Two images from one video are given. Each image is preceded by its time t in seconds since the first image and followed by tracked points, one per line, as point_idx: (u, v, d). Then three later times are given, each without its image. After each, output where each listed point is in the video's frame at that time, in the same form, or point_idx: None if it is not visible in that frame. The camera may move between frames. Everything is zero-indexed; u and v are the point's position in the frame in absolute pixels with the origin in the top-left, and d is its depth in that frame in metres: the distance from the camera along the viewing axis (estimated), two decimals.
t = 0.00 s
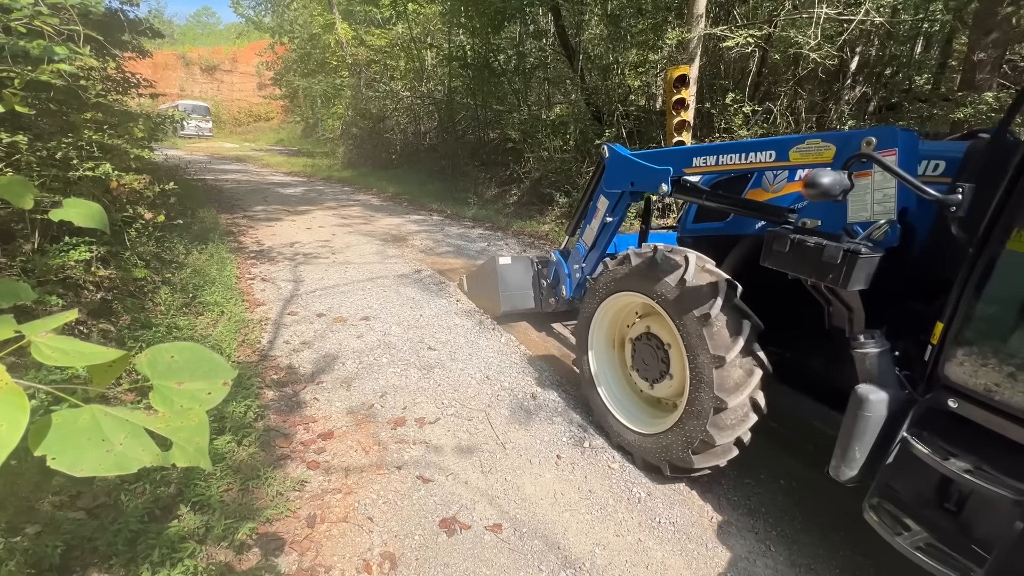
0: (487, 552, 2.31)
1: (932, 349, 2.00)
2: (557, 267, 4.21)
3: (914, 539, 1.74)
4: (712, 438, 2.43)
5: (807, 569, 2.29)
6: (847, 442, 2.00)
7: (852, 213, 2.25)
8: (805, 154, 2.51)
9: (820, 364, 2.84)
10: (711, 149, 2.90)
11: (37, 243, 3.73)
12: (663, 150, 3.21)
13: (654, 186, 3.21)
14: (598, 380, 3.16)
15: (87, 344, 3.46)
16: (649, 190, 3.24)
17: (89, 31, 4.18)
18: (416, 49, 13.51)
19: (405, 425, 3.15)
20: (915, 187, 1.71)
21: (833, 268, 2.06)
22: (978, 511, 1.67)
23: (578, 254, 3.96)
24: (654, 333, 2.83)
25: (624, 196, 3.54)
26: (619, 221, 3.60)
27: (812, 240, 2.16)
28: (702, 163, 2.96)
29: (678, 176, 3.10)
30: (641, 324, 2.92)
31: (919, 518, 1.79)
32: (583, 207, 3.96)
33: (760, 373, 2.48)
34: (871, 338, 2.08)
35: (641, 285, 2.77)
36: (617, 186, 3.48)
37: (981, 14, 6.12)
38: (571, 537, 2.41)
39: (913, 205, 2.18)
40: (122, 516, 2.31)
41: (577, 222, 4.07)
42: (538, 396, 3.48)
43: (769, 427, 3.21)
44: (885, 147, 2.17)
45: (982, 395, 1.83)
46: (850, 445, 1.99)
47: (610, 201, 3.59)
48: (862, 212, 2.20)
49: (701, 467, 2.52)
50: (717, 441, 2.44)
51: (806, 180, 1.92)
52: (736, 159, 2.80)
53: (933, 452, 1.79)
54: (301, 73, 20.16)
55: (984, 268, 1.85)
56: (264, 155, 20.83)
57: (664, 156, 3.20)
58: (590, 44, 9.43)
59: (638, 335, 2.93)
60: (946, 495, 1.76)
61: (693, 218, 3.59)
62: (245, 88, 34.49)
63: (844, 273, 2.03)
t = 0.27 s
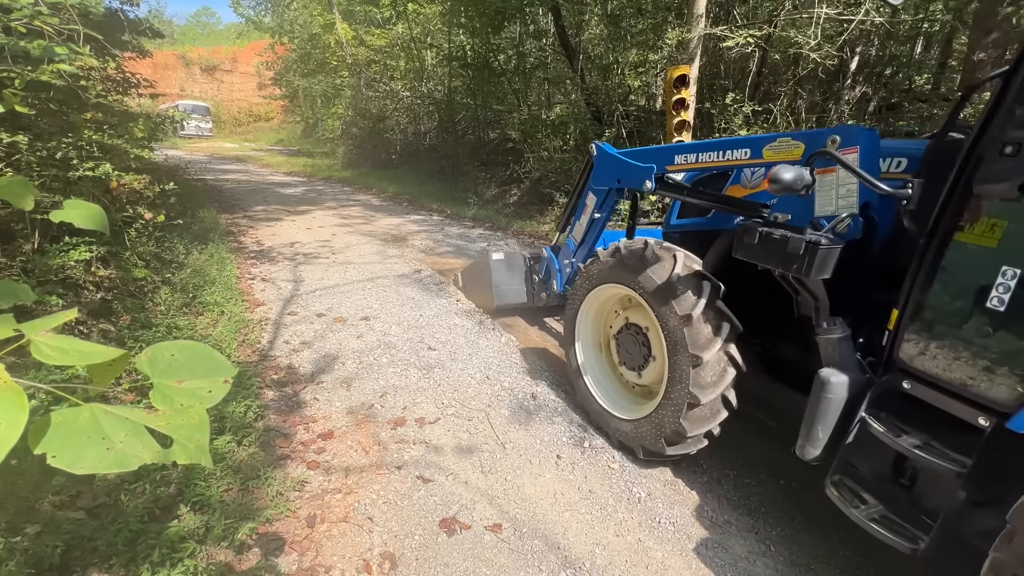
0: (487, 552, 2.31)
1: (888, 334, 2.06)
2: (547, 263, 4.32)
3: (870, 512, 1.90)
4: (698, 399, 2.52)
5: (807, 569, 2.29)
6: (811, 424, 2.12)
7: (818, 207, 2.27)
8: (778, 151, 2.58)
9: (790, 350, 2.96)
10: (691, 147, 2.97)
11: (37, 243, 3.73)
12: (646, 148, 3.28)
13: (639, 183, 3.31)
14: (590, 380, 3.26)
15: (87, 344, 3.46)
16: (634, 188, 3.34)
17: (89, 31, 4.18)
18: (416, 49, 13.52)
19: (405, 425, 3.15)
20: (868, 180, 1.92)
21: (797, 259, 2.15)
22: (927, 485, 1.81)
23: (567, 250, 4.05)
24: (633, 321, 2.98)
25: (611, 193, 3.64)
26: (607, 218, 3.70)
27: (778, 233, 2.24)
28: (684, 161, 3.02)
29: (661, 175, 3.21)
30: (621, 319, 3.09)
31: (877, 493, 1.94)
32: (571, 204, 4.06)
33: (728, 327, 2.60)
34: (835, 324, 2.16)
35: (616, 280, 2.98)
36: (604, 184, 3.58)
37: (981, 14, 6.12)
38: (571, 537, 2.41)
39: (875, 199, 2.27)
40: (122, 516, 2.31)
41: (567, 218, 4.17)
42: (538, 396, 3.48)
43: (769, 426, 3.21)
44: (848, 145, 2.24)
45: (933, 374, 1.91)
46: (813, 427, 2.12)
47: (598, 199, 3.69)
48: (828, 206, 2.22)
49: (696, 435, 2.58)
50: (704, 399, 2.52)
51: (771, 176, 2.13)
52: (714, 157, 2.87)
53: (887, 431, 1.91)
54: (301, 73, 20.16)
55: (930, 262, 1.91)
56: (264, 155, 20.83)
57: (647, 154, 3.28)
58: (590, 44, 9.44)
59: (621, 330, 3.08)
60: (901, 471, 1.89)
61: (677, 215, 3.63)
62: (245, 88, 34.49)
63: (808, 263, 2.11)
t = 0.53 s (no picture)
0: (487, 552, 2.31)
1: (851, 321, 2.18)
2: (539, 258, 4.48)
3: (831, 486, 2.04)
4: (678, 356, 2.64)
5: (807, 568, 2.30)
6: (779, 406, 2.27)
7: (789, 201, 2.52)
8: (752, 149, 2.80)
9: (766, 336, 3.10)
10: (676, 145, 3.20)
11: (37, 243, 3.73)
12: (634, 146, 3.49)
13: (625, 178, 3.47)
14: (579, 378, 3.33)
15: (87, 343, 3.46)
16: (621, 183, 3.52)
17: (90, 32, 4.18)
18: (416, 49, 13.53)
19: (405, 425, 3.15)
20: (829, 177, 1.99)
21: (765, 250, 2.30)
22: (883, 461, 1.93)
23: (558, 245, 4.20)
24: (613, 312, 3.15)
25: (599, 190, 3.79)
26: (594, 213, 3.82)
27: (749, 225, 2.42)
28: (668, 158, 3.25)
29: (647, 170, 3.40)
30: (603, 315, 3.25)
31: (839, 470, 2.07)
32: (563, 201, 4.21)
33: (694, 288, 2.80)
34: (802, 311, 2.33)
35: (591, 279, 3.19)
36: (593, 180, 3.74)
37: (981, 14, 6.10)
38: (571, 537, 2.40)
39: (840, 195, 2.49)
40: (122, 516, 2.31)
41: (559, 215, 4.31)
42: (538, 396, 3.48)
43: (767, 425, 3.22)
44: (816, 142, 2.48)
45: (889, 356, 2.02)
46: (781, 408, 2.27)
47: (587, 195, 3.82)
48: (797, 201, 2.47)
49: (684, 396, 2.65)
50: (683, 355, 2.64)
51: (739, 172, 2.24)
52: (695, 155, 3.13)
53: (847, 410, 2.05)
54: (301, 73, 20.15)
55: (890, 248, 2.01)
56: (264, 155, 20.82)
57: (635, 152, 3.47)
58: (590, 44, 9.43)
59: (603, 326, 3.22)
60: (862, 449, 2.01)
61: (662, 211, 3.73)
62: (245, 88, 34.48)
63: (775, 254, 2.27)
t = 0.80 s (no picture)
0: (487, 552, 2.31)
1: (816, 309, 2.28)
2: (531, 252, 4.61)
3: (796, 464, 2.16)
4: (653, 316, 2.76)
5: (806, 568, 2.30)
6: (751, 390, 2.41)
7: (761, 196, 2.80)
8: (729, 147, 2.99)
9: (746, 330, 3.16)
10: (658, 143, 3.32)
11: (37, 243, 3.74)
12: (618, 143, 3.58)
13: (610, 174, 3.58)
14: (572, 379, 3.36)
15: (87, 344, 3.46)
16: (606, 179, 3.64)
17: (90, 32, 4.18)
18: (416, 49, 13.53)
19: (405, 425, 3.15)
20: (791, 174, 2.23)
21: (736, 242, 2.53)
22: (845, 439, 2.06)
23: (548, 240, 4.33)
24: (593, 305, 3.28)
25: (587, 187, 3.91)
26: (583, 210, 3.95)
27: (721, 219, 2.65)
28: (651, 156, 3.38)
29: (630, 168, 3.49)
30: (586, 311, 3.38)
31: (805, 450, 2.21)
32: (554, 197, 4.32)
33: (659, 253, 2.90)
34: (770, 301, 2.52)
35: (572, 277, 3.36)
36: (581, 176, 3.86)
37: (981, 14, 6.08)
38: (571, 537, 2.40)
39: (809, 190, 2.71)
40: (122, 516, 2.31)
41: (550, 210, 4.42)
42: (538, 396, 3.48)
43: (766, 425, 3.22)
44: (784, 141, 2.69)
45: (847, 339, 2.13)
46: (753, 393, 2.41)
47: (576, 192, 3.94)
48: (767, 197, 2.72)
49: (667, 355, 2.73)
50: (659, 315, 2.77)
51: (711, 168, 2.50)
52: (676, 153, 3.28)
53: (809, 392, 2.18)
54: (301, 73, 20.15)
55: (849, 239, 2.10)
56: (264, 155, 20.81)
57: (620, 149, 3.56)
58: (590, 44, 9.43)
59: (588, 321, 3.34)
60: (826, 429, 2.16)
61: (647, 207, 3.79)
62: (245, 88, 34.48)
63: (744, 246, 2.50)
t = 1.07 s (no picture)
0: (486, 552, 2.31)
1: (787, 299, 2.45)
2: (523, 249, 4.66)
3: (765, 444, 2.28)
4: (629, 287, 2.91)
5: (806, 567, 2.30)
6: (725, 375, 2.54)
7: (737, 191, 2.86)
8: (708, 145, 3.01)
9: (729, 324, 3.23)
10: (642, 142, 3.34)
11: (37, 243, 3.74)
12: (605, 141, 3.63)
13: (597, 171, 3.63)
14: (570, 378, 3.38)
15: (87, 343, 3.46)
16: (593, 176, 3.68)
17: (90, 32, 4.18)
18: (416, 49, 13.54)
19: (405, 425, 3.15)
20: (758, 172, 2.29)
21: (710, 235, 2.58)
22: (811, 420, 2.20)
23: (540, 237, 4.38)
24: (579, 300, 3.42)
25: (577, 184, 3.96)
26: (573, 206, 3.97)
27: (696, 214, 2.70)
28: (635, 154, 3.40)
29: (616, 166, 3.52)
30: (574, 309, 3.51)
31: (775, 431, 2.33)
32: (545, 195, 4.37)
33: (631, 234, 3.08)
34: (743, 290, 2.62)
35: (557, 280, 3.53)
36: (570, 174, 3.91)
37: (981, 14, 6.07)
38: (570, 537, 2.41)
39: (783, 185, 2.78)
40: (122, 515, 2.31)
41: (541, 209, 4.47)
42: (538, 396, 3.48)
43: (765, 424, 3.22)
44: (758, 140, 2.74)
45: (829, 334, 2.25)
46: (726, 378, 2.53)
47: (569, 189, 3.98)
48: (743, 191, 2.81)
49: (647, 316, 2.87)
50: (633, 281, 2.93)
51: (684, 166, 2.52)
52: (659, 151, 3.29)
53: (779, 375, 2.32)
54: (301, 73, 20.15)
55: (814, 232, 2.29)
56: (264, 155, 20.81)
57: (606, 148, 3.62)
58: (590, 44, 9.43)
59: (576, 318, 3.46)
60: (795, 412, 2.29)
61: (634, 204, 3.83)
62: (245, 88, 34.48)
63: (718, 238, 2.54)
